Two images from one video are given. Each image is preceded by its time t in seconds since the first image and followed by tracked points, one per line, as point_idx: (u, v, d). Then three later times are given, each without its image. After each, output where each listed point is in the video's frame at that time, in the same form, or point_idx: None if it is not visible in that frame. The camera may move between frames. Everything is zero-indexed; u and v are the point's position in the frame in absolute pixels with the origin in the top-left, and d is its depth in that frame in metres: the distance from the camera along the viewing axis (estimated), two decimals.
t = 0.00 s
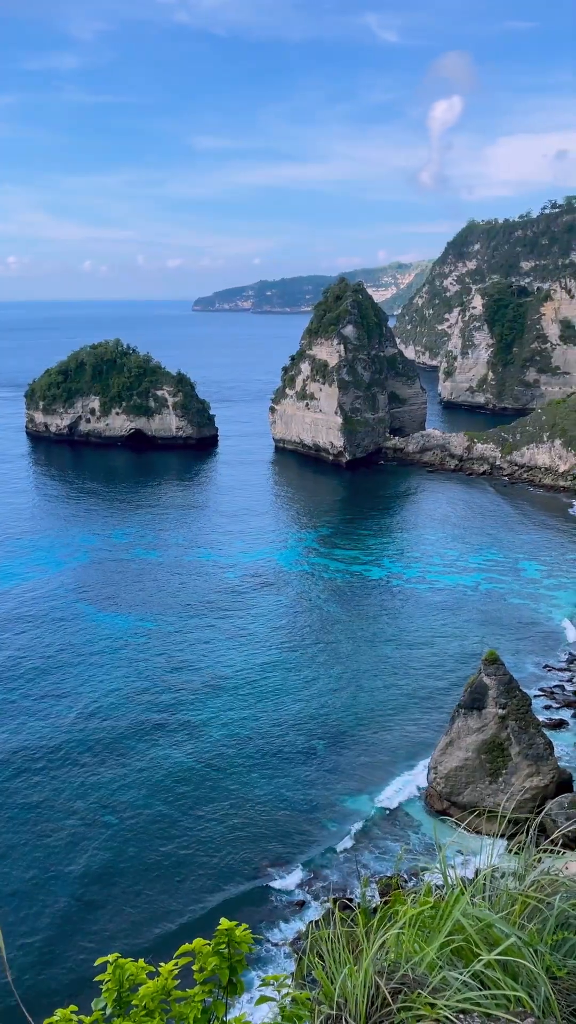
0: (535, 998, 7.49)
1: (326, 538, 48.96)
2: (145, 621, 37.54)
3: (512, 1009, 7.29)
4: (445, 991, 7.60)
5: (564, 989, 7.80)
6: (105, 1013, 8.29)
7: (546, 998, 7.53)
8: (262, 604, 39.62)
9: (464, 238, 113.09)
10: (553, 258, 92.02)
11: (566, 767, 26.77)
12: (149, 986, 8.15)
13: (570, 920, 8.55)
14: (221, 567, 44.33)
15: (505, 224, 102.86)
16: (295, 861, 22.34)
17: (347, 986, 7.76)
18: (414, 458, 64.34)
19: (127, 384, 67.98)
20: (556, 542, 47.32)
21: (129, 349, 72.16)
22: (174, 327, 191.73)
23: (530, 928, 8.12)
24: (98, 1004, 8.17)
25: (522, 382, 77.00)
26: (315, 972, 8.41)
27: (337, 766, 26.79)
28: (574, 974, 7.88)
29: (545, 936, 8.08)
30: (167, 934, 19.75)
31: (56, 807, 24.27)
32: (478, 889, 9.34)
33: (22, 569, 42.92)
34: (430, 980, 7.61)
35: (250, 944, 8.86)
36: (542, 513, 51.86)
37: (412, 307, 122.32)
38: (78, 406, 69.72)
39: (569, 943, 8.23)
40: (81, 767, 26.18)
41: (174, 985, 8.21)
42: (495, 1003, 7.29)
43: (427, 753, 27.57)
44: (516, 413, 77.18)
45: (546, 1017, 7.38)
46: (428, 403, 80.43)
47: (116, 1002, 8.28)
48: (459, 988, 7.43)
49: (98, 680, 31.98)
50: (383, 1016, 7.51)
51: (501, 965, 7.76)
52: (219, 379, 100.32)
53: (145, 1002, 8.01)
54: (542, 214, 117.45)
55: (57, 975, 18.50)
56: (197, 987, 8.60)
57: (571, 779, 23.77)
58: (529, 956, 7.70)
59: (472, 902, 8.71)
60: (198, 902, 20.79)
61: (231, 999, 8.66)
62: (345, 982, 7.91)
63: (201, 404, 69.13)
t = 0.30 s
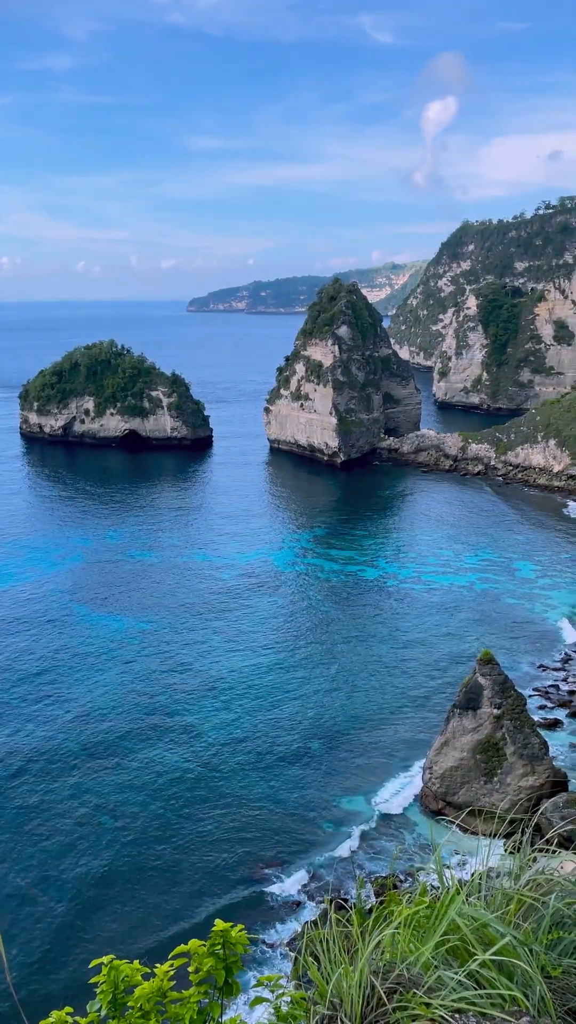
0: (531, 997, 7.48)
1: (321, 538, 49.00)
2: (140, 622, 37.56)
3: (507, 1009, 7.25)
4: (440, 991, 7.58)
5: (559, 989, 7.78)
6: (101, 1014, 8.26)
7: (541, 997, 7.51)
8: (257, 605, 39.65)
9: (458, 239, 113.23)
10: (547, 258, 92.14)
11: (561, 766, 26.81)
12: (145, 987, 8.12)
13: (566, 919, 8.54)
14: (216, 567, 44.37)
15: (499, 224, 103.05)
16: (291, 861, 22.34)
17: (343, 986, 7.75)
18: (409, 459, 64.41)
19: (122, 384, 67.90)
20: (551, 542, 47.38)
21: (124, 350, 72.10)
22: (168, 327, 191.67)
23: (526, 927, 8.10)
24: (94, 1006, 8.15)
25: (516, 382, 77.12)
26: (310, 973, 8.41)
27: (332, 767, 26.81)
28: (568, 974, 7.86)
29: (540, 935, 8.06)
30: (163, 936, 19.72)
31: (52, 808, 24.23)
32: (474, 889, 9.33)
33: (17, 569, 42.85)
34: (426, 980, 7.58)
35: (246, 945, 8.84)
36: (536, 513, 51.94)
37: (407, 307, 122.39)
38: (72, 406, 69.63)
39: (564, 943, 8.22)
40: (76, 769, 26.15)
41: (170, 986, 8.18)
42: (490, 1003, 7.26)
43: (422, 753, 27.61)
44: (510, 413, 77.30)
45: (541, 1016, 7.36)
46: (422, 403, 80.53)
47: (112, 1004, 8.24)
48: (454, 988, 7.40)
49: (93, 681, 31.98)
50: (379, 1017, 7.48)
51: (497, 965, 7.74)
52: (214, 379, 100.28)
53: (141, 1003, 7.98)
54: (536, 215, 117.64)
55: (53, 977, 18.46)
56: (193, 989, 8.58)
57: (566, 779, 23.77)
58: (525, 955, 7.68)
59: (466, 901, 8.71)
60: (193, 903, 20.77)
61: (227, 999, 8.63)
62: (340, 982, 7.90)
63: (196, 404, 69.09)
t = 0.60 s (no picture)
0: (523, 997, 7.50)
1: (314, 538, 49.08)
2: (133, 622, 37.57)
3: (501, 1008, 7.28)
4: (433, 990, 7.61)
5: (551, 988, 7.81)
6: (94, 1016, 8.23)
7: (533, 997, 7.54)
8: (250, 605, 39.68)
9: (450, 239, 113.37)
10: (539, 258, 92.36)
11: (553, 766, 26.92)
12: (138, 989, 8.11)
13: (558, 918, 8.60)
14: (209, 567, 44.42)
15: (492, 225, 103.20)
16: (285, 861, 22.37)
17: (336, 987, 7.78)
18: (402, 459, 64.54)
19: (114, 384, 67.82)
20: (544, 541, 47.51)
21: (116, 349, 71.98)
22: (161, 328, 191.49)
23: (519, 927, 8.14)
24: (87, 1008, 8.12)
25: (509, 383, 77.32)
26: (304, 974, 8.43)
27: (325, 766, 26.86)
28: (561, 973, 7.92)
29: (532, 935, 8.10)
30: (157, 936, 19.74)
31: (45, 810, 24.23)
32: (467, 889, 9.37)
33: (10, 570, 42.80)
34: (420, 979, 7.61)
35: (239, 945, 8.86)
36: (529, 512, 52.08)
37: (400, 307, 122.42)
38: (65, 407, 69.49)
39: (556, 942, 8.27)
40: (69, 770, 26.15)
41: (164, 987, 8.20)
42: (484, 1003, 7.29)
43: (415, 752, 27.70)
44: (503, 413, 77.54)
45: (534, 1015, 7.40)
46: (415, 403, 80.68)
47: (105, 1005, 8.22)
48: (448, 988, 7.42)
49: (87, 682, 31.98)
50: (372, 1017, 7.52)
51: (490, 964, 7.77)
52: (207, 380, 100.24)
53: (134, 1006, 7.96)
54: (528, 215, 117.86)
55: (47, 979, 18.43)
56: (186, 989, 8.57)
57: (560, 779, 23.82)
58: (517, 955, 7.71)
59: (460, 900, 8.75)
60: (188, 904, 20.79)
61: (220, 999, 8.65)
62: (334, 982, 7.94)
63: (189, 404, 69.06)
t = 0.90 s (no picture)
0: (514, 995, 7.49)
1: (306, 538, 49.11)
2: (124, 623, 37.52)
3: (491, 1007, 7.24)
4: (424, 990, 7.57)
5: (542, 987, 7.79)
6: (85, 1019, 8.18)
7: (524, 995, 7.52)
8: (242, 606, 39.66)
9: (441, 239, 113.46)
10: (530, 258, 92.59)
11: (544, 765, 26.99)
12: (130, 991, 8.06)
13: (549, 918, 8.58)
14: (200, 568, 44.41)
15: (483, 225, 103.33)
16: (277, 862, 22.37)
17: (327, 987, 7.72)
18: (393, 459, 64.65)
19: (106, 385, 67.71)
20: (535, 541, 47.65)
21: (107, 350, 71.84)
22: (152, 329, 191.25)
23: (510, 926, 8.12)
24: (78, 1011, 8.07)
25: (500, 383, 77.53)
26: (295, 975, 8.35)
27: (316, 766, 26.90)
28: (551, 972, 7.89)
29: (523, 934, 8.09)
30: (148, 938, 19.70)
31: (36, 812, 24.18)
32: (459, 890, 9.32)
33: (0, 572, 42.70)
34: (411, 978, 7.55)
35: (231, 947, 8.84)
36: (521, 512, 52.23)
37: (391, 307, 122.49)
38: (56, 408, 69.34)
39: (548, 941, 8.24)
40: (60, 771, 26.11)
41: (156, 990, 8.15)
42: (475, 1000, 7.25)
43: (406, 752, 27.75)
44: (494, 413, 77.76)
45: (525, 1014, 7.38)
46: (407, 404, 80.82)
47: (96, 1008, 8.18)
48: (438, 988, 7.34)
49: (78, 684, 31.94)
50: (363, 1017, 7.46)
51: (480, 963, 7.75)
52: (198, 380, 100.18)
53: (125, 1007, 7.91)
54: (519, 215, 118.13)
55: (38, 981, 18.38)
56: (178, 991, 8.54)
57: (551, 779, 23.84)
58: (508, 954, 7.69)
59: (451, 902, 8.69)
60: (179, 905, 20.76)
61: (212, 1000, 8.61)
62: (324, 983, 7.88)
63: (180, 405, 69.02)
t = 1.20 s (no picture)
0: (503, 994, 7.51)
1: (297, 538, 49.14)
2: (113, 623, 37.47)
3: (480, 1005, 7.26)
4: (413, 989, 7.56)
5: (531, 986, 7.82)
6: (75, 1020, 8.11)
7: (513, 993, 7.55)
8: (232, 606, 39.65)
9: (431, 239, 113.55)
10: (519, 259, 92.89)
11: (533, 763, 27.11)
12: (120, 992, 8.00)
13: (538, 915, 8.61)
14: (190, 568, 44.39)
15: (472, 225, 103.50)
16: (267, 862, 22.39)
17: (317, 987, 7.66)
18: (383, 459, 64.76)
19: (95, 385, 67.51)
20: (525, 540, 47.83)
21: (97, 350, 71.66)
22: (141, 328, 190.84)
23: (498, 924, 8.14)
24: (68, 1013, 8.00)
25: (489, 383, 77.81)
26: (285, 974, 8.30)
27: (306, 766, 26.93)
28: (540, 970, 7.92)
29: (512, 933, 8.11)
30: (139, 940, 19.67)
31: (25, 814, 24.10)
32: (448, 888, 9.32)
33: None
34: (400, 978, 7.54)
35: (223, 947, 8.82)
36: (510, 512, 52.44)
37: (381, 308, 122.56)
38: (45, 408, 69.09)
39: (537, 939, 8.26)
40: (50, 773, 26.04)
41: (147, 991, 8.10)
42: (463, 1000, 7.26)
43: (396, 751, 27.80)
44: (484, 413, 78.06)
45: (513, 1012, 7.42)
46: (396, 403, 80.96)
47: (86, 1010, 8.10)
48: (428, 988, 7.33)
49: (68, 685, 31.85)
50: (353, 1017, 7.43)
51: (470, 962, 7.76)
52: (188, 380, 100.04)
53: (116, 1008, 7.85)
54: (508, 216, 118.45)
55: (28, 984, 18.32)
56: (169, 992, 8.50)
57: (540, 778, 23.95)
58: (497, 952, 7.71)
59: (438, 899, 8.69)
60: (170, 907, 20.74)
61: (203, 1001, 8.56)
62: (314, 982, 7.83)
63: (170, 405, 68.92)
